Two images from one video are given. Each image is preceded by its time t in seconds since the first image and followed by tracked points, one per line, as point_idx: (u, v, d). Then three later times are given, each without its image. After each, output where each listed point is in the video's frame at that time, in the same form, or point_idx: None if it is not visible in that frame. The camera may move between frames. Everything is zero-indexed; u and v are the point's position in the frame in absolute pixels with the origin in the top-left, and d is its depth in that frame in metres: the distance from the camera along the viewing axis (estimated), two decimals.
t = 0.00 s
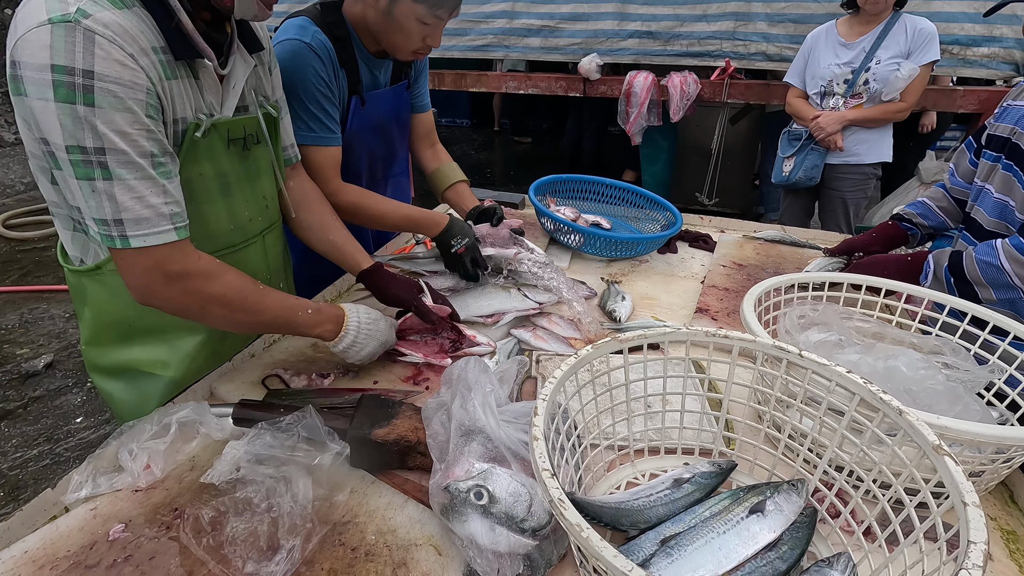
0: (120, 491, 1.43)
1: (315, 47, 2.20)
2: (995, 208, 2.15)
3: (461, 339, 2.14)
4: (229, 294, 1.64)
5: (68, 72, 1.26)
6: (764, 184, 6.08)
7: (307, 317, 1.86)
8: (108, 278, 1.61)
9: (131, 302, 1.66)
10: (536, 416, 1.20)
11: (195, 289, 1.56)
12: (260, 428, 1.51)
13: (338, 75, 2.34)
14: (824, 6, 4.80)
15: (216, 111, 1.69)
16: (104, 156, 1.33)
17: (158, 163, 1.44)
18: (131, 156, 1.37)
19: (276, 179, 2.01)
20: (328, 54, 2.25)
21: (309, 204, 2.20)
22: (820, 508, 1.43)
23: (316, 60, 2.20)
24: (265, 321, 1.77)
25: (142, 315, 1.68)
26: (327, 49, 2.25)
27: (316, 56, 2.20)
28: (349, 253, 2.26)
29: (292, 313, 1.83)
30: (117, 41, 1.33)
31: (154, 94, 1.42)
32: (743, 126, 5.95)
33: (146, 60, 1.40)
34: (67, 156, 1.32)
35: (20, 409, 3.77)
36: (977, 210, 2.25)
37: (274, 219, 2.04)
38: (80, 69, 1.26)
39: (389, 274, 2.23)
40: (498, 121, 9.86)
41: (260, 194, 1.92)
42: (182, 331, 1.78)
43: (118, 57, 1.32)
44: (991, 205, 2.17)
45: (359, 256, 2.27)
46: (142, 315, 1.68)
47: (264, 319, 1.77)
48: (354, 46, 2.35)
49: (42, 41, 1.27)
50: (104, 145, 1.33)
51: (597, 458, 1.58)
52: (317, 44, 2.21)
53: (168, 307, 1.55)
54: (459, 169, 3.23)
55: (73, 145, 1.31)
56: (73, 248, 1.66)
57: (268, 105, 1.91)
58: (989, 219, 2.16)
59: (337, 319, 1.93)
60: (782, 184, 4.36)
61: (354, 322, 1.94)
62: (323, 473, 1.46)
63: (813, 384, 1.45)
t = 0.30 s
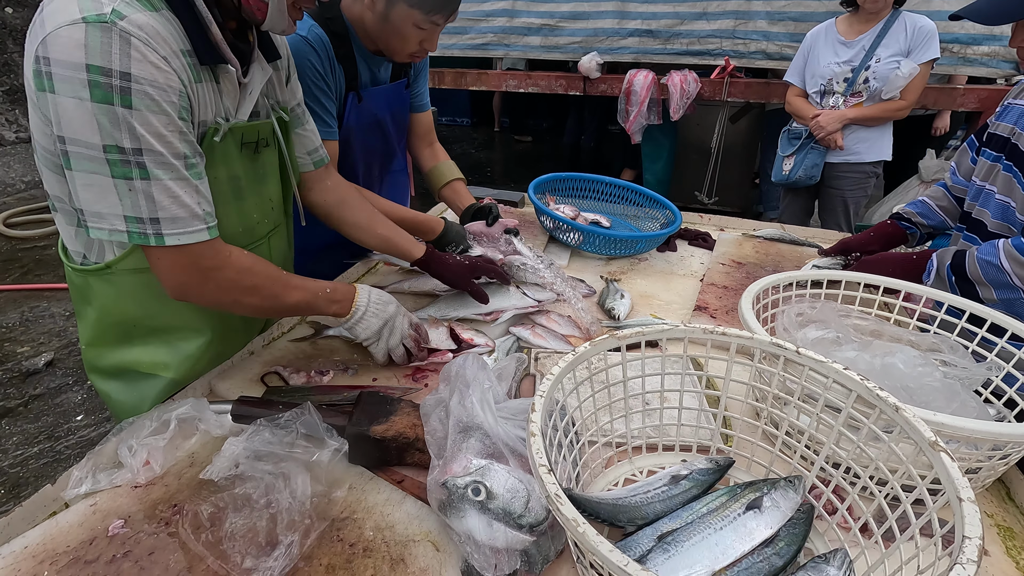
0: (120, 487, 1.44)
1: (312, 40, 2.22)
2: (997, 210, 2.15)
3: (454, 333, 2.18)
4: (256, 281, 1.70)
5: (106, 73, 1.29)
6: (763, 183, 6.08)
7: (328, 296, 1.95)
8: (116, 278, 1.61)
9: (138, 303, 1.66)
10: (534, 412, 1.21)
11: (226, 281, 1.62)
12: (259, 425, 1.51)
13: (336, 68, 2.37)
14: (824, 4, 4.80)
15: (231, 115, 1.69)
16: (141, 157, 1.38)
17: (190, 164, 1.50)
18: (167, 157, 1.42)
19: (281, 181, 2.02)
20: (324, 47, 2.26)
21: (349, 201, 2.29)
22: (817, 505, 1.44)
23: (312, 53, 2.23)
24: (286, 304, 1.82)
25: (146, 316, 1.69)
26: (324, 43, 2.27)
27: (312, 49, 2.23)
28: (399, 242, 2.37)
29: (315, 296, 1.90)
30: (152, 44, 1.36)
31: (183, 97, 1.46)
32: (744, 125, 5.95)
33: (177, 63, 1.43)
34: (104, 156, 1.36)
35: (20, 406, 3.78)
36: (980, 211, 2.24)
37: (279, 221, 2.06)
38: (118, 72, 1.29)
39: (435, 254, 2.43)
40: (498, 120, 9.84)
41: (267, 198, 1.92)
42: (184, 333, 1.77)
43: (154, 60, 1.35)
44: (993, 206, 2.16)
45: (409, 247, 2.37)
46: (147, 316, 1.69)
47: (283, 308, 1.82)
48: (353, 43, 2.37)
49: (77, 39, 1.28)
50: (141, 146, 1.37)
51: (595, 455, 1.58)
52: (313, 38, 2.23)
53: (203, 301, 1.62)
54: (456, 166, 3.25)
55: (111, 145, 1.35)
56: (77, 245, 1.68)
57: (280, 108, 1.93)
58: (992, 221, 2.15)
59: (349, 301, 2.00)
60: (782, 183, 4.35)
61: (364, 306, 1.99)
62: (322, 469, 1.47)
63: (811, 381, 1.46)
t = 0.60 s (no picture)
0: (113, 481, 1.44)
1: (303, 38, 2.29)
2: (996, 207, 2.15)
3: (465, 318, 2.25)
4: (291, 273, 1.77)
5: (130, 89, 1.31)
6: (762, 181, 6.08)
7: (347, 297, 1.99)
8: (116, 266, 1.61)
9: (138, 293, 1.67)
10: (524, 406, 1.21)
11: (263, 273, 1.70)
12: (252, 420, 1.52)
13: (329, 65, 2.41)
14: (824, 2, 4.79)
15: (242, 119, 1.69)
16: (175, 163, 1.43)
17: (219, 162, 1.53)
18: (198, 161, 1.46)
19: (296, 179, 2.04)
20: (317, 46, 2.34)
21: (395, 195, 2.28)
22: (808, 501, 1.44)
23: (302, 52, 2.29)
24: (314, 300, 1.88)
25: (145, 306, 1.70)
26: (316, 42, 2.33)
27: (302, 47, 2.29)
28: (445, 239, 2.36)
29: (336, 298, 1.95)
30: (169, 57, 1.36)
31: (204, 103, 1.48)
32: (743, 123, 5.94)
33: (194, 71, 1.44)
34: (140, 165, 1.41)
35: (19, 403, 3.79)
36: (980, 210, 2.24)
37: (286, 220, 2.09)
38: (142, 87, 1.32)
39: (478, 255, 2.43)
40: (498, 119, 9.82)
41: (275, 198, 1.97)
42: (179, 328, 1.78)
43: (173, 72, 1.37)
44: (994, 204, 2.16)
45: (452, 248, 2.36)
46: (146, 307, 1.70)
47: (309, 304, 1.89)
48: (344, 38, 2.39)
49: (97, 55, 1.29)
50: (173, 155, 1.41)
51: (587, 451, 1.59)
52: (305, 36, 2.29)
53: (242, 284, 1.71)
54: (449, 154, 3.26)
55: (146, 155, 1.40)
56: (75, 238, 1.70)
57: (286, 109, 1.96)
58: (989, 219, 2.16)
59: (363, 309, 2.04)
60: (780, 181, 4.35)
61: (377, 306, 2.04)
62: (314, 464, 1.47)
63: (802, 377, 1.46)
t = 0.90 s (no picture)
0: (109, 479, 1.45)
1: (315, 41, 2.27)
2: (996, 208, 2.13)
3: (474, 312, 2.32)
4: (323, 268, 1.78)
5: (152, 86, 1.30)
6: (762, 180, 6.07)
7: (387, 287, 2.00)
8: (120, 267, 1.63)
9: (139, 294, 1.68)
10: (517, 405, 1.21)
11: (296, 270, 1.71)
12: (247, 418, 1.52)
13: (340, 67, 2.39)
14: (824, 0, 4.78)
15: (241, 117, 1.71)
16: (199, 160, 1.41)
17: (241, 156, 1.52)
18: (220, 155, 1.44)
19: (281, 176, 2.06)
20: (328, 47, 2.31)
21: (328, 186, 2.26)
22: (802, 501, 1.44)
23: (316, 54, 2.27)
24: (354, 296, 1.90)
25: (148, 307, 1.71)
26: (327, 43, 2.30)
27: (315, 50, 2.27)
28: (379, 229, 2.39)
29: (376, 289, 1.96)
30: (188, 52, 1.36)
31: (222, 98, 1.47)
32: (744, 122, 5.94)
33: (211, 64, 1.44)
34: (165, 164, 1.39)
35: (20, 401, 3.80)
36: (981, 210, 2.24)
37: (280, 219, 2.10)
38: (163, 83, 1.31)
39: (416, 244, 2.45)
40: (499, 116, 9.61)
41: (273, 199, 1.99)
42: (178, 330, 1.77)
43: (192, 66, 1.36)
44: (993, 204, 2.15)
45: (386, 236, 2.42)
46: (150, 308, 1.71)
47: (347, 299, 1.89)
48: (354, 39, 2.38)
49: (117, 55, 1.28)
50: (197, 150, 1.39)
51: (582, 450, 1.59)
52: (316, 38, 2.27)
53: (272, 289, 1.70)
54: (454, 158, 3.31)
55: (170, 153, 1.37)
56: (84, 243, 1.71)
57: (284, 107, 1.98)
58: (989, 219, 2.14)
59: (410, 296, 2.06)
60: (781, 180, 4.34)
61: (423, 293, 2.07)
62: (309, 462, 1.48)
63: (796, 376, 1.47)
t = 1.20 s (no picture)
0: (104, 479, 1.44)
1: (326, 33, 2.25)
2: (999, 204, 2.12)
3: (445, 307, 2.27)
4: (273, 276, 1.74)
5: (113, 77, 1.27)
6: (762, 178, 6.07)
7: (341, 288, 1.97)
8: (105, 266, 1.61)
9: (127, 293, 1.66)
10: (514, 405, 1.20)
11: (245, 277, 1.66)
12: (243, 418, 1.51)
13: (346, 60, 2.38)
14: None
15: (225, 106, 1.71)
16: (154, 158, 1.38)
17: (199, 158, 1.50)
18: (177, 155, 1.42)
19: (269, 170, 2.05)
20: (337, 39, 2.30)
21: (308, 183, 2.28)
22: (803, 501, 1.43)
23: (325, 45, 2.25)
24: (307, 298, 1.87)
25: (136, 306, 1.69)
26: (336, 36, 2.29)
27: (325, 41, 2.25)
28: (350, 231, 2.38)
29: (331, 292, 1.93)
30: (156, 44, 1.35)
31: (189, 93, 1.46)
32: (745, 121, 5.91)
33: (180, 59, 1.43)
34: (117, 159, 1.36)
35: (20, 400, 3.79)
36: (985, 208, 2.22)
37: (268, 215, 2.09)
38: (125, 74, 1.28)
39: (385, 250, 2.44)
40: (499, 116, 9.77)
41: (259, 187, 1.97)
42: (169, 328, 1.77)
43: (159, 59, 1.34)
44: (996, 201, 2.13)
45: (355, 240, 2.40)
46: (137, 306, 1.69)
47: (298, 300, 1.85)
48: (363, 33, 2.38)
49: (82, 45, 1.26)
50: (152, 147, 1.37)
51: (581, 450, 1.58)
52: (326, 31, 2.26)
53: (225, 296, 1.66)
54: (454, 150, 3.32)
55: (124, 148, 1.35)
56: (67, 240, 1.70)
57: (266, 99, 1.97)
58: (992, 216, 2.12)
59: (363, 298, 2.03)
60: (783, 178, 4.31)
61: (379, 295, 2.03)
62: (305, 462, 1.47)
63: (797, 376, 1.45)
